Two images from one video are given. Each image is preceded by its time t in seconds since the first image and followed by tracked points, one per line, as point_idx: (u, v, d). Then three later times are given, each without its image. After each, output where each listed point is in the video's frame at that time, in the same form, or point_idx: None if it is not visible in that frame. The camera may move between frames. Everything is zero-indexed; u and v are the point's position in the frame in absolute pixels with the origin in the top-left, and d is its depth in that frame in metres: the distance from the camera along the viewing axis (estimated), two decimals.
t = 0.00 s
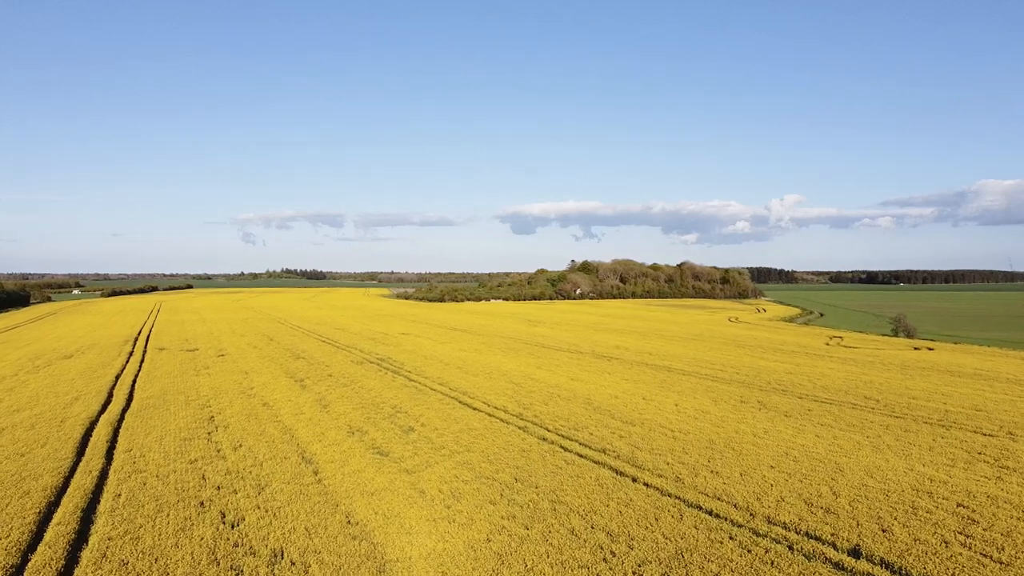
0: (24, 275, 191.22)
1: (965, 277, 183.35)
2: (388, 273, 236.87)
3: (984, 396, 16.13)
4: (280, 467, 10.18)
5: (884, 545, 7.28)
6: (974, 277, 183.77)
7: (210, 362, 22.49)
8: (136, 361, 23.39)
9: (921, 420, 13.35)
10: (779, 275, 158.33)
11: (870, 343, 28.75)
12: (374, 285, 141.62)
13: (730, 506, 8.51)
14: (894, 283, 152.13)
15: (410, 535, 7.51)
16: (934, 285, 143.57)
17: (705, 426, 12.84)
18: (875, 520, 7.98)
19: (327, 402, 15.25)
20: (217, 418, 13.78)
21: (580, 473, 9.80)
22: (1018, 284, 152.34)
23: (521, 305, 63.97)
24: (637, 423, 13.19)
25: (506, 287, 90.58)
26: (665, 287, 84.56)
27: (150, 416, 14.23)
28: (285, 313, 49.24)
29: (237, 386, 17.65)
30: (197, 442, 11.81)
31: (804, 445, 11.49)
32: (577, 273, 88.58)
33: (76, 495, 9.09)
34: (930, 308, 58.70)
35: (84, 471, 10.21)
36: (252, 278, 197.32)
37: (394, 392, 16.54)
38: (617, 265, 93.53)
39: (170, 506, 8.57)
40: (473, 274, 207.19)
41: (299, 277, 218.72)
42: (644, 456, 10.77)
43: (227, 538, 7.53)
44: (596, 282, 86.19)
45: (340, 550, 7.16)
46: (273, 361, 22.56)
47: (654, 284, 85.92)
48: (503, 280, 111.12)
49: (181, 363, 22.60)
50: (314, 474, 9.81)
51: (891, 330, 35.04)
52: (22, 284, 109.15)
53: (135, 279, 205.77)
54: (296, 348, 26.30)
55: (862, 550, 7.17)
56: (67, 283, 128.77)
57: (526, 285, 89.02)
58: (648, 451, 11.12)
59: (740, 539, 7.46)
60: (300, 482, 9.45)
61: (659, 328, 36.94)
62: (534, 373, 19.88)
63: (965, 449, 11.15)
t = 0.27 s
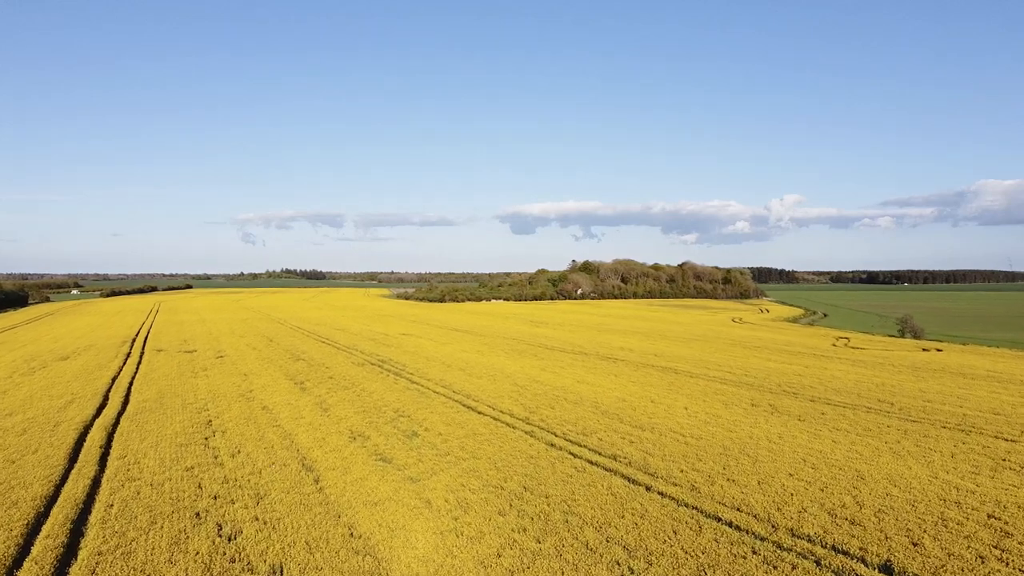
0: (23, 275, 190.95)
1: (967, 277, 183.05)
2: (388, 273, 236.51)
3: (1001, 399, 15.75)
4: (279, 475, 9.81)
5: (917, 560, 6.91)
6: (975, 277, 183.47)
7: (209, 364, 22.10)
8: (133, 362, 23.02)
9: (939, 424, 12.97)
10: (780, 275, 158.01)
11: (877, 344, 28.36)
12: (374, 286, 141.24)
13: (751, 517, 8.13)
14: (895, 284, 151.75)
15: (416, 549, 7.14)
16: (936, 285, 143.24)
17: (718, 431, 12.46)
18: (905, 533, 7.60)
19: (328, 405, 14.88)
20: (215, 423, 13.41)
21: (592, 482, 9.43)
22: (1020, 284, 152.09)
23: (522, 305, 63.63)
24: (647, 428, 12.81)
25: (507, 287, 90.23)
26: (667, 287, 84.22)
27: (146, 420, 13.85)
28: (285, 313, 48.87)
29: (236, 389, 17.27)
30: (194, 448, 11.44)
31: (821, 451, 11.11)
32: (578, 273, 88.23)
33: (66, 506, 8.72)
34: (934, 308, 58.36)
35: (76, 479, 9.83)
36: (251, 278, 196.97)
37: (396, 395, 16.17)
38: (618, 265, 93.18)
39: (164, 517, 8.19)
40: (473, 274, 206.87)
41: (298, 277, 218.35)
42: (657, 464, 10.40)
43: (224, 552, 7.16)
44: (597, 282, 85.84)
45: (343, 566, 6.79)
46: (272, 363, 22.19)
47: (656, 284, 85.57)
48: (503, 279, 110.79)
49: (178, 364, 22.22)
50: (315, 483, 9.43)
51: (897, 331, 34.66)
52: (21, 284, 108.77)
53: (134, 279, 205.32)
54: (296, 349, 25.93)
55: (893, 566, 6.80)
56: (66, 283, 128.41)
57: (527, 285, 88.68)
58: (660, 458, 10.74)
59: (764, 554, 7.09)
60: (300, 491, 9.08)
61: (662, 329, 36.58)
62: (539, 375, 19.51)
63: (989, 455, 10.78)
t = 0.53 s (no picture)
0: (21, 275, 190.42)
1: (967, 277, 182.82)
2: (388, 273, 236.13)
3: (1018, 403, 15.39)
4: (279, 484, 9.42)
5: None
6: (976, 277, 183.23)
7: (207, 366, 21.71)
8: (130, 364, 22.63)
9: (958, 429, 12.60)
10: (780, 275, 157.71)
11: (885, 345, 28.00)
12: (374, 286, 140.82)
13: (773, 530, 7.76)
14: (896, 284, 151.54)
15: (423, 565, 6.77)
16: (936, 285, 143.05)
17: (731, 437, 12.09)
18: (937, 547, 7.23)
19: (328, 410, 14.51)
20: (213, 428, 13.04)
21: (605, 492, 9.05)
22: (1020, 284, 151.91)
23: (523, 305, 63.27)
24: (657, 433, 12.44)
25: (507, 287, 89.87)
26: (668, 287, 83.89)
27: (141, 424, 13.47)
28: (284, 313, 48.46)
29: (234, 392, 16.91)
30: (190, 455, 11.07)
31: (839, 458, 10.75)
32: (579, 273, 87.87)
33: (55, 517, 8.35)
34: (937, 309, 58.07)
35: (67, 488, 9.45)
36: (250, 278, 196.58)
37: (398, 398, 15.80)
38: (619, 265, 92.85)
39: (158, 530, 7.81)
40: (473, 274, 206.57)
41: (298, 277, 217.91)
42: (671, 472, 10.03)
43: (220, 568, 6.79)
44: (598, 282, 85.49)
45: None
46: (272, 364, 21.82)
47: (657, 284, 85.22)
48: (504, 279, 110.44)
49: (176, 366, 21.84)
50: (316, 493, 9.05)
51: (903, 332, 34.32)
52: (19, 283, 108.28)
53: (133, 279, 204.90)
54: (296, 350, 25.56)
55: None
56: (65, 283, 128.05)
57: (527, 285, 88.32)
58: (674, 465, 10.36)
59: (790, 570, 6.72)
60: (300, 502, 8.70)
61: (666, 329, 36.21)
62: (543, 378, 19.12)
63: (1013, 462, 10.42)
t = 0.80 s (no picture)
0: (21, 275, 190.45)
1: (968, 277, 182.62)
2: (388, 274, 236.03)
3: None
4: (278, 492, 9.10)
5: None
6: (977, 277, 183.03)
7: (205, 368, 21.38)
8: (127, 366, 22.28)
9: (975, 433, 12.30)
10: (781, 275, 157.44)
11: (891, 346, 27.71)
12: (374, 286, 140.47)
13: (794, 541, 7.44)
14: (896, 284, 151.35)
15: None
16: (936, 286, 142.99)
17: (743, 441, 11.78)
18: (966, 561, 6.93)
19: (329, 413, 14.19)
20: (211, 432, 12.73)
21: (616, 500, 8.74)
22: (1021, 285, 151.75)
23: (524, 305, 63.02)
24: (667, 438, 12.12)
25: (508, 288, 89.57)
26: (669, 288, 83.63)
27: (137, 428, 13.14)
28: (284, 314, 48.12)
29: (233, 394, 16.58)
30: (187, 460, 10.76)
31: (856, 464, 10.43)
32: (579, 273, 87.58)
33: (45, 527, 8.03)
34: (940, 309, 57.82)
35: (58, 497, 9.11)
36: (250, 278, 196.42)
37: (400, 401, 15.48)
38: (620, 265, 92.56)
39: (152, 541, 7.49)
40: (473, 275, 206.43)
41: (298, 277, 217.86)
42: (683, 479, 9.71)
43: None
44: (598, 282, 85.21)
45: None
46: (271, 366, 21.51)
47: (658, 284, 84.97)
48: (504, 279, 110.16)
49: (174, 368, 21.53)
50: (317, 501, 8.73)
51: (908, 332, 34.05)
52: (18, 284, 108.03)
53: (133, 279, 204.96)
54: (296, 351, 25.25)
55: None
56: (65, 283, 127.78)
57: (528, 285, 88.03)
58: (686, 472, 10.06)
59: None
60: (300, 511, 8.38)
61: (669, 330, 35.88)
62: (547, 379, 18.81)
63: None
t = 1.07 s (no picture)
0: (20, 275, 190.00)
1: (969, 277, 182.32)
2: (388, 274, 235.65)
3: None
4: (277, 502, 8.73)
5: None
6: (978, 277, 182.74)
7: (203, 370, 21.00)
8: (124, 368, 21.91)
9: (997, 439, 11.92)
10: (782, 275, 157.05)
11: (899, 347, 27.35)
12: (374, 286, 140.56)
13: (821, 556, 7.06)
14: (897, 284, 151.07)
15: None
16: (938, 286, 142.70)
17: (758, 447, 11.40)
18: None
19: (330, 417, 13.82)
20: (208, 437, 12.36)
21: (631, 511, 8.37)
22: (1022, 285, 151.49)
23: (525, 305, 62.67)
24: (679, 443, 11.74)
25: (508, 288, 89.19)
26: (671, 288, 83.28)
27: (133, 433, 12.76)
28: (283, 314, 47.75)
29: (232, 397, 16.21)
30: (183, 468, 10.39)
31: (877, 471, 10.06)
32: (581, 273, 87.21)
33: (34, 540, 7.67)
34: (944, 309, 57.51)
35: (47, 507, 8.73)
36: (249, 278, 196.05)
37: (403, 405, 15.09)
38: (621, 265, 92.18)
39: (145, 556, 7.12)
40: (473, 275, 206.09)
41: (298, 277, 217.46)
42: (699, 488, 9.33)
43: None
44: (600, 282, 84.83)
45: None
46: (271, 368, 21.14)
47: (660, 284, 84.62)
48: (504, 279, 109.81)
49: (172, 370, 21.16)
50: (318, 512, 8.36)
51: (914, 333, 33.70)
52: (16, 284, 107.59)
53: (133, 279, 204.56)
54: (296, 353, 24.86)
55: None
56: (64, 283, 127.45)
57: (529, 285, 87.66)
58: (702, 480, 9.68)
59: None
60: (300, 522, 8.01)
61: (673, 330, 35.48)
62: (552, 382, 18.42)
63: None
